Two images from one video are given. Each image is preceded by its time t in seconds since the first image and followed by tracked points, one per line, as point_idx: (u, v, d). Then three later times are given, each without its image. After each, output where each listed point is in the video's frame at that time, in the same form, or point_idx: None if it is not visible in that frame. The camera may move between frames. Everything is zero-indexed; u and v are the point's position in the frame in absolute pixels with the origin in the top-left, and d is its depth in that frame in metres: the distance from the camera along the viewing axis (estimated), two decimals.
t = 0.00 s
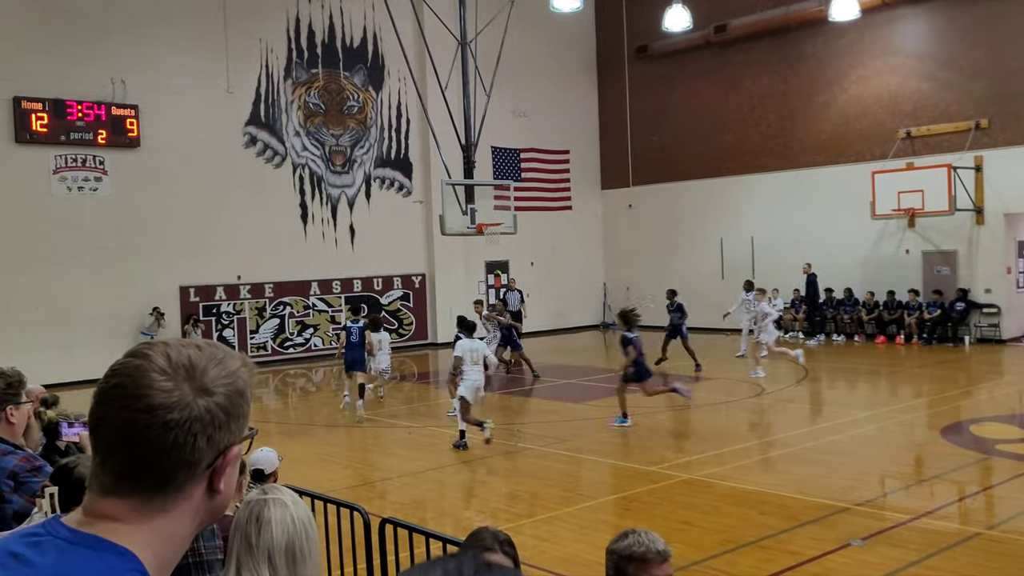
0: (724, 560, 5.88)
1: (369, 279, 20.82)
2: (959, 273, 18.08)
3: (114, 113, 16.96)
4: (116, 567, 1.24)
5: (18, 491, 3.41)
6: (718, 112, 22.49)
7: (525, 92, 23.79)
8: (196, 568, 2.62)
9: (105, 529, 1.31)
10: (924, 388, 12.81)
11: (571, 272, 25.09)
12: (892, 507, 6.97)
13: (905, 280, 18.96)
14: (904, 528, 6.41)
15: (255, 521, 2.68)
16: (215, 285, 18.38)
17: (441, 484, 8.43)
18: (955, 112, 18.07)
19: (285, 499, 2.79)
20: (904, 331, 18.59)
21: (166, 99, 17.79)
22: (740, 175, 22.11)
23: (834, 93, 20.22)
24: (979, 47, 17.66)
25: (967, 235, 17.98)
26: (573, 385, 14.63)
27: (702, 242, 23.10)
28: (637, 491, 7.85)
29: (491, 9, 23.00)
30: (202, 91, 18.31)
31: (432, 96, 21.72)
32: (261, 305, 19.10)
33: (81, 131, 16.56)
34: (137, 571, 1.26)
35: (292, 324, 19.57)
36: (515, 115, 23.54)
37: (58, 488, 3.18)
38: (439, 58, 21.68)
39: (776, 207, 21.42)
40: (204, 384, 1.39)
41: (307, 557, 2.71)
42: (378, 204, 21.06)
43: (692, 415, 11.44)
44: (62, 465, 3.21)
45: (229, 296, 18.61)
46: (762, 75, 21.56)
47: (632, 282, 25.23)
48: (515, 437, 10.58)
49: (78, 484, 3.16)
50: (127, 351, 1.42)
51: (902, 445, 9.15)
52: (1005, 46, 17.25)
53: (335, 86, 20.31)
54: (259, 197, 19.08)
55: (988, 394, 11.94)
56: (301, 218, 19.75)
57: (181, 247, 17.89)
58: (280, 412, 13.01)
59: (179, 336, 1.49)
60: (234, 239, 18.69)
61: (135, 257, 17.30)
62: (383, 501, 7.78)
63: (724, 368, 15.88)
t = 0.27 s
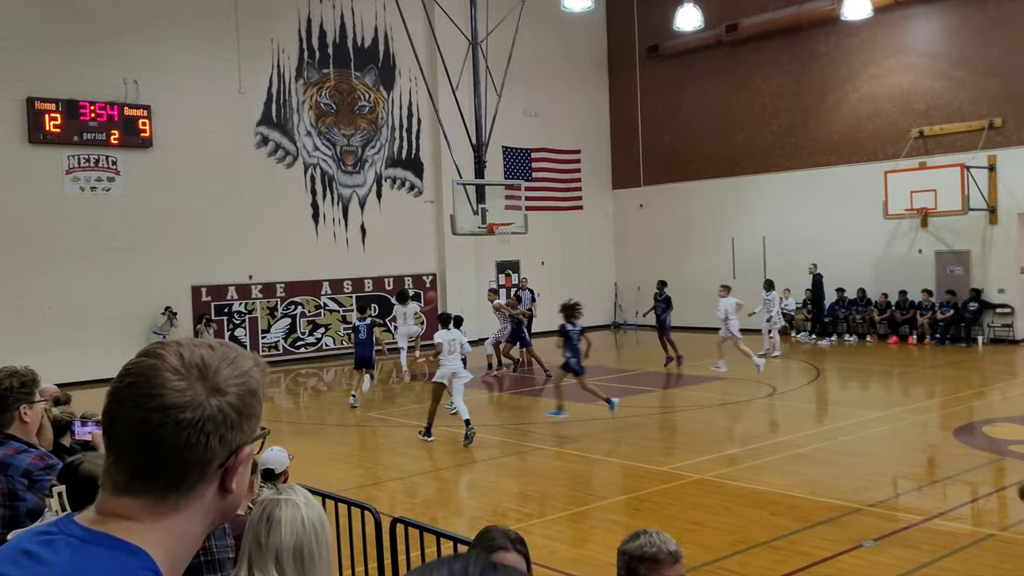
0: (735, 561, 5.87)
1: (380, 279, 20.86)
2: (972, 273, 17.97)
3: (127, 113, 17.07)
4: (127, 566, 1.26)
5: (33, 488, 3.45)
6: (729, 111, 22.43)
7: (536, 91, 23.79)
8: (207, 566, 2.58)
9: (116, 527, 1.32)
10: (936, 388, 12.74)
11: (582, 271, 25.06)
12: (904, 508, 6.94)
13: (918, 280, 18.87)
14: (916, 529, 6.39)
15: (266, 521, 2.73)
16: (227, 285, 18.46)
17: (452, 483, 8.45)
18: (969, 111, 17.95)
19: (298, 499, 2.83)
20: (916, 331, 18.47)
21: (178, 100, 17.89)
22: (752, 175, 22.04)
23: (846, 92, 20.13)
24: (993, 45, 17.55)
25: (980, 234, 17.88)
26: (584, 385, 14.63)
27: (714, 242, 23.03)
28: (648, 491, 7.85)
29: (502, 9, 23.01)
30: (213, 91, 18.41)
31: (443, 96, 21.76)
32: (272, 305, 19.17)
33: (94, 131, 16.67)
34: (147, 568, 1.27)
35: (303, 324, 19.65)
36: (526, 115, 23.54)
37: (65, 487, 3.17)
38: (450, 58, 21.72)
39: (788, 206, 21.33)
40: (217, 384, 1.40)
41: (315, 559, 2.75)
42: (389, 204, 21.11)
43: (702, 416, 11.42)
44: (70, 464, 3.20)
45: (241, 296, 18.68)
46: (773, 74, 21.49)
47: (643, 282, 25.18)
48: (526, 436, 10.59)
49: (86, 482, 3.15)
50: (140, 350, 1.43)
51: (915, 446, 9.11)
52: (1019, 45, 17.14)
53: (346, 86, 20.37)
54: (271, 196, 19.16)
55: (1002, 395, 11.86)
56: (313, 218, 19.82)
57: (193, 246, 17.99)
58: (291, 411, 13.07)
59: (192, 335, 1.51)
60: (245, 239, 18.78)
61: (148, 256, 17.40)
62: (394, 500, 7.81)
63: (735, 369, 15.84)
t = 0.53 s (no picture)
0: (740, 561, 5.88)
1: (386, 279, 20.91)
2: (979, 274, 17.96)
3: (134, 114, 17.14)
4: (135, 564, 1.27)
5: (39, 487, 3.47)
6: (736, 111, 22.41)
7: (542, 91, 23.80)
8: (214, 566, 2.61)
9: (123, 526, 1.34)
10: (944, 389, 12.71)
11: (588, 271, 25.06)
12: (911, 509, 6.94)
13: (925, 280, 18.83)
14: (924, 530, 6.39)
15: (252, 522, 2.29)
16: (233, 285, 18.51)
17: (458, 483, 8.46)
18: (976, 111, 17.90)
19: (292, 497, 2.34)
20: (923, 332, 18.43)
21: (185, 100, 17.95)
22: (758, 175, 22.01)
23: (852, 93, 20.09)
24: (1000, 45, 17.50)
25: (987, 235, 17.85)
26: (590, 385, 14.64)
27: (720, 242, 23.01)
28: (654, 491, 7.85)
29: (508, 9, 23.03)
30: (220, 92, 18.47)
31: (449, 96, 21.80)
32: (279, 305, 19.22)
33: (101, 131, 16.75)
34: (154, 567, 1.29)
35: (309, 324, 19.69)
36: (532, 114, 23.55)
37: (67, 487, 3.21)
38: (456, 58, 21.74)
39: (794, 206, 21.31)
40: (221, 383, 1.41)
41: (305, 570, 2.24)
42: (395, 204, 21.15)
43: (708, 416, 11.42)
44: (70, 465, 3.23)
45: (247, 295, 18.74)
46: (780, 75, 21.45)
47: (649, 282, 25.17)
48: (532, 437, 10.60)
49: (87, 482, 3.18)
50: (146, 350, 1.45)
51: (923, 446, 9.10)
52: None
53: (352, 86, 20.42)
54: (277, 197, 19.21)
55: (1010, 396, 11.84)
56: (319, 218, 19.87)
57: (200, 246, 18.05)
58: (297, 411, 13.11)
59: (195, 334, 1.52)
60: (252, 239, 18.84)
61: (154, 256, 17.47)
62: (400, 500, 7.83)
63: (741, 369, 15.83)
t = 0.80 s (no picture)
0: (743, 561, 5.88)
1: (389, 279, 20.92)
2: (983, 274, 17.93)
3: (137, 114, 17.14)
4: (136, 564, 1.27)
5: (43, 487, 3.47)
6: (739, 112, 22.38)
7: (545, 91, 23.78)
8: (217, 565, 2.60)
9: (125, 526, 1.34)
10: (948, 389, 12.68)
11: (590, 271, 25.05)
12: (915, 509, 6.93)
13: (928, 280, 18.80)
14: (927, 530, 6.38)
15: (249, 527, 2.29)
16: (236, 285, 18.52)
17: (461, 483, 8.47)
18: (980, 111, 17.86)
19: (290, 498, 2.34)
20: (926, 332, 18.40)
21: (188, 101, 17.96)
22: (761, 175, 21.99)
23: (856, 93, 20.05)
24: (1004, 45, 17.47)
25: (991, 235, 17.82)
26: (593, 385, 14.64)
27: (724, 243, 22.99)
28: (657, 492, 7.85)
29: (511, 9, 23.03)
30: (224, 92, 18.49)
31: (452, 96, 21.80)
32: (282, 305, 19.23)
33: (104, 132, 16.75)
34: (157, 566, 1.29)
35: (312, 324, 19.71)
36: (536, 114, 23.54)
37: (70, 487, 3.21)
38: (459, 58, 21.73)
39: (798, 207, 21.28)
40: (220, 382, 1.41)
41: (305, 570, 2.24)
42: (398, 204, 21.15)
43: (711, 416, 11.41)
44: (73, 465, 3.23)
45: (250, 295, 18.75)
46: (783, 75, 21.43)
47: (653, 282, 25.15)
48: (535, 437, 10.60)
49: (89, 483, 3.19)
50: (143, 350, 1.44)
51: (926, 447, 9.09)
52: None
53: (355, 86, 20.44)
54: (280, 197, 19.23)
55: (1014, 396, 11.80)
56: (322, 219, 19.89)
57: (202, 247, 18.07)
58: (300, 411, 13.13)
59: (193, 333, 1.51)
60: (255, 239, 18.85)
61: (158, 256, 17.49)
62: (403, 500, 7.84)
63: (744, 369, 15.81)
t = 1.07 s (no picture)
0: (744, 562, 5.88)
1: (390, 279, 20.93)
2: (984, 274, 17.92)
3: (138, 114, 17.13)
4: (138, 563, 1.28)
5: (44, 487, 3.48)
6: (741, 112, 22.37)
7: (546, 92, 23.78)
8: (218, 566, 2.61)
9: (127, 527, 1.34)
10: (949, 389, 12.68)
11: (591, 272, 25.05)
12: (916, 510, 6.92)
13: (930, 281, 18.79)
14: (928, 531, 6.38)
15: (254, 528, 2.29)
16: (237, 285, 18.53)
17: (461, 484, 8.47)
18: (981, 111, 17.86)
19: (295, 499, 2.35)
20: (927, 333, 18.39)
21: (189, 101, 17.98)
22: (762, 176, 21.99)
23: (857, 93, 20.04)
24: (1005, 45, 17.47)
25: (992, 235, 17.80)
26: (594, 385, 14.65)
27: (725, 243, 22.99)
28: (658, 492, 7.85)
29: (512, 10, 23.03)
30: (225, 92, 18.50)
31: (454, 97, 21.80)
32: (283, 305, 19.24)
33: (105, 132, 16.75)
34: (160, 566, 1.30)
35: (314, 324, 19.72)
36: (537, 115, 23.54)
37: (74, 488, 3.22)
38: (460, 59, 21.74)
39: (799, 207, 21.28)
40: (219, 382, 1.41)
41: (311, 571, 2.24)
42: (400, 204, 21.16)
43: (712, 416, 11.42)
44: (75, 465, 3.24)
45: (251, 295, 18.76)
46: (784, 75, 21.42)
47: (654, 282, 25.14)
48: (536, 437, 10.60)
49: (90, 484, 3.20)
50: (142, 350, 1.44)
51: (927, 447, 9.09)
52: None
53: (357, 87, 20.45)
54: (281, 197, 19.24)
55: (1016, 396, 11.79)
56: (323, 219, 19.89)
57: (203, 247, 18.08)
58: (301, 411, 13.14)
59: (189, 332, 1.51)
60: (256, 240, 18.86)
61: (159, 256, 17.49)
62: (404, 500, 7.84)
63: (745, 369, 15.81)
